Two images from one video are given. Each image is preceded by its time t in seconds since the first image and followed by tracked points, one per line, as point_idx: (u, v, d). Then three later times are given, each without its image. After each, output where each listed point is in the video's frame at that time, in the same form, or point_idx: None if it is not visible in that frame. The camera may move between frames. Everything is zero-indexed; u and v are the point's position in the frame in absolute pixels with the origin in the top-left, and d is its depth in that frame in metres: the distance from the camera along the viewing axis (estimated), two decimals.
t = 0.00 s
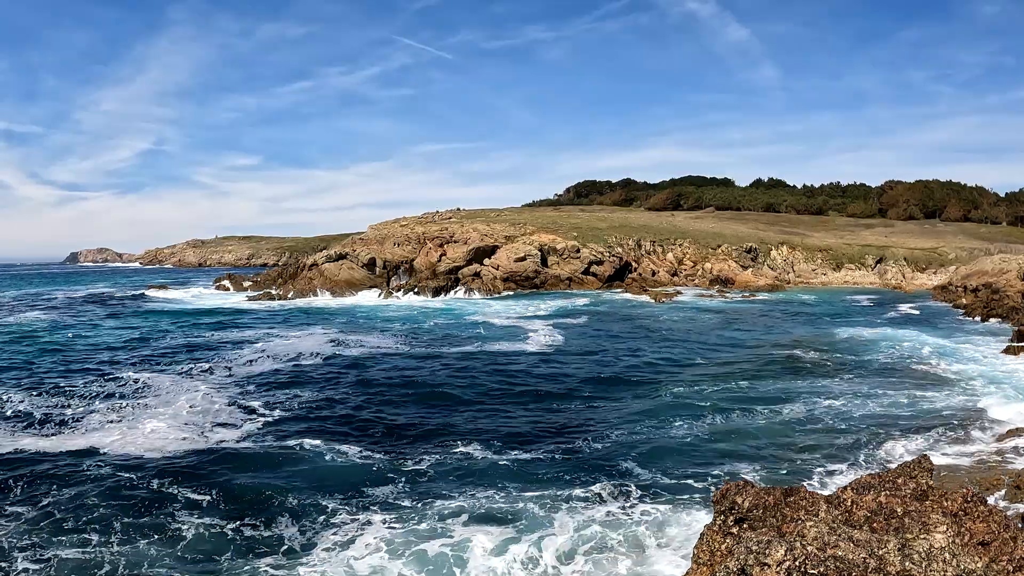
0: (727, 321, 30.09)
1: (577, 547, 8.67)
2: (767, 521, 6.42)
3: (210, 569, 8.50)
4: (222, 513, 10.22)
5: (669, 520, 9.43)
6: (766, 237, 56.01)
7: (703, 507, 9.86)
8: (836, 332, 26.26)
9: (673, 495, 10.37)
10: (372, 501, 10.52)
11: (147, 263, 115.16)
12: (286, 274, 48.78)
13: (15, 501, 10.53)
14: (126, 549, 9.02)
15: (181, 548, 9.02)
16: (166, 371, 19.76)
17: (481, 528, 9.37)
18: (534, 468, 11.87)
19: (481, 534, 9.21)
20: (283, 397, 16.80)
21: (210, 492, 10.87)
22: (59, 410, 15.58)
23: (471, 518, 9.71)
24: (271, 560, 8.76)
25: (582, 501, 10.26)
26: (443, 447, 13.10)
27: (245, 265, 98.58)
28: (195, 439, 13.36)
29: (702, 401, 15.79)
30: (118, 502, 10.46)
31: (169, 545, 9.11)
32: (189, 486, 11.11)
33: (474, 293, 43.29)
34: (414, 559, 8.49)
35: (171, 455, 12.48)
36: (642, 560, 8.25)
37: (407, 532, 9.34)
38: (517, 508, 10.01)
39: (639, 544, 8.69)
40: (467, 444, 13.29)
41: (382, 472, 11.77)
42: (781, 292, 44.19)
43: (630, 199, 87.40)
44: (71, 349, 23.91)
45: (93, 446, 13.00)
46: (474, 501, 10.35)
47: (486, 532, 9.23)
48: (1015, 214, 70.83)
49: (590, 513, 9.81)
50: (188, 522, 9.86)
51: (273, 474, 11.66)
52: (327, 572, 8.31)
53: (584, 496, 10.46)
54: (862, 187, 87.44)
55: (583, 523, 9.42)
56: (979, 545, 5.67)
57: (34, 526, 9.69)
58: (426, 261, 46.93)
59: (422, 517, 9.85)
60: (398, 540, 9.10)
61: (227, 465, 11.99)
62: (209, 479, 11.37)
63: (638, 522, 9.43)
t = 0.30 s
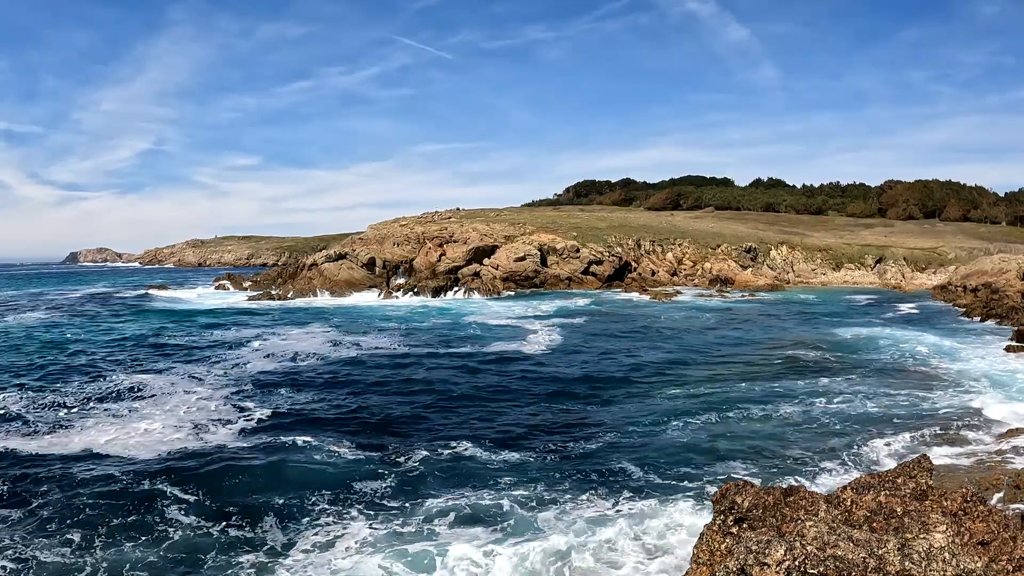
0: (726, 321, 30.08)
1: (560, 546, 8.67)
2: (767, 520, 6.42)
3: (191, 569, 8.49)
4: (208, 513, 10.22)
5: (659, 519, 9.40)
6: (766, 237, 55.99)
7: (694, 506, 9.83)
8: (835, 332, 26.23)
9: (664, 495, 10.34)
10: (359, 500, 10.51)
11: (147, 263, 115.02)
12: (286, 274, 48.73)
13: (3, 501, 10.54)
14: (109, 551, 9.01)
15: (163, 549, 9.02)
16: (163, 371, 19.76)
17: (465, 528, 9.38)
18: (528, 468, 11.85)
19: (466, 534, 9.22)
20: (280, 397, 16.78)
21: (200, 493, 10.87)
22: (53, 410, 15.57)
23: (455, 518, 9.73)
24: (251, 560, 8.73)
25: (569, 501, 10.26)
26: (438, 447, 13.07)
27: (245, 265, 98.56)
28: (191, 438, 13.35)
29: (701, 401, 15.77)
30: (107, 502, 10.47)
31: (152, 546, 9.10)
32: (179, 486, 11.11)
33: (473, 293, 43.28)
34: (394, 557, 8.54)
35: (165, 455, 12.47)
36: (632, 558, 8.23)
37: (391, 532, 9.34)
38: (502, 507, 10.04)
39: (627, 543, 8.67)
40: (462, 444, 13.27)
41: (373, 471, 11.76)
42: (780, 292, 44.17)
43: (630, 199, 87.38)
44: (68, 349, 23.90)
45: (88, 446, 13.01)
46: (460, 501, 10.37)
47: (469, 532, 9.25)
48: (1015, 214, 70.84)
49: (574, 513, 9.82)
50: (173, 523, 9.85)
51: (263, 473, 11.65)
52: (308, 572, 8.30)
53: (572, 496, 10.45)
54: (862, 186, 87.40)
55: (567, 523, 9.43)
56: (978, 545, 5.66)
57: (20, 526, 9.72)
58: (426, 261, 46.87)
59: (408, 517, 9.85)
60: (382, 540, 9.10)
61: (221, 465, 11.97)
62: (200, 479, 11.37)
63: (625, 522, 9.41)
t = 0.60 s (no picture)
0: (725, 321, 30.08)
1: (545, 546, 8.69)
2: (767, 520, 6.41)
3: (175, 568, 8.47)
4: (196, 512, 10.20)
5: (649, 520, 9.38)
6: (766, 237, 55.95)
7: (687, 507, 9.80)
8: (834, 332, 26.21)
9: (655, 496, 10.31)
10: (345, 499, 10.51)
11: (146, 263, 114.88)
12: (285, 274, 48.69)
13: None
14: (95, 550, 8.99)
15: (147, 548, 9.00)
16: (160, 371, 19.74)
17: (450, 528, 9.40)
18: (520, 467, 11.83)
19: (452, 534, 9.22)
20: (277, 397, 16.74)
21: (191, 492, 10.86)
22: (49, 410, 15.56)
23: (440, 517, 9.78)
24: (236, 558, 8.73)
25: (557, 502, 10.26)
26: (433, 447, 13.01)
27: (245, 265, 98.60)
28: (186, 439, 13.32)
29: (699, 402, 15.73)
30: (96, 503, 10.44)
31: (137, 545, 9.07)
32: (171, 486, 11.09)
33: (473, 293, 43.28)
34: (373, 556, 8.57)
35: (158, 455, 12.42)
36: (623, 560, 8.21)
37: (375, 531, 9.34)
38: (489, 507, 10.08)
39: (619, 545, 8.62)
40: (456, 443, 13.24)
41: (364, 471, 11.74)
42: (780, 292, 44.15)
43: (630, 199, 87.33)
44: (66, 349, 23.86)
45: (82, 446, 12.99)
46: (445, 500, 10.40)
47: (453, 532, 9.27)
48: (1015, 214, 70.86)
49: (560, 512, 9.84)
50: (161, 522, 9.83)
51: (255, 473, 11.63)
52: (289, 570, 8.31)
53: (561, 496, 10.46)
54: (862, 186, 87.39)
55: (552, 522, 9.47)
56: (978, 545, 5.65)
57: (8, 527, 9.69)
58: (426, 261, 46.82)
59: (393, 515, 9.88)
60: (365, 539, 9.11)
61: (214, 465, 11.92)
62: (191, 479, 11.35)
63: (613, 523, 9.40)
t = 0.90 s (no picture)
0: (724, 321, 30.05)
1: (526, 547, 8.69)
2: (767, 520, 6.40)
3: (156, 566, 8.49)
4: (184, 510, 10.20)
5: (636, 521, 9.40)
6: (766, 237, 55.94)
7: (678, 508, 9.80)
8: (833, 332, 26.20)
9: (646, 496, 10.33)
10: (333, 496, 10.55)
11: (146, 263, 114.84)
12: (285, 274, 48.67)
13: None
14: (81, 549, 8.96)
15: (131, 545, 9.03)
16: (158, 370, 19.73)
17: (434, 526, 9.45)
18: (512, 467, 11.86)
19: (436, 532, 9.26)
20: (274, 397, 16.73)
21: (181, 491, 10.85)
22: (45, 410, 15.52)
23: (423, 516, 9.80)
24: (216, 556, 8.76)
25: (545, 501, 10.29)
26: (429, 447, 13.01)
27: (245, 265, 98.54)
28: (182, 439, 13.30)
29: (697, 402, 15.73)
30: (86, 503, 10.43)
31: (122, 543, 9.09)
32: (161, 485, 11.08)
33: (473, 293, 43.29)
34: (348, 555, 8.60)
35: (153, 455, 12.39)
36: (610, 560, 8.23)
37: (358, 529, 9.38)
38: (478, 505, 10.13)
39: (605, 545, 8.65)
40: (450, 443, 13.27)
41: (355, 470, 11.74)
42: (780, 292, 44.13)
43: (630, 199, 87.29)
44: (65, 349, 23.82)
45: (78, 445, 12.98)
46: (433, 498, 10.44)
47: (435, 531, 9.28)
48: (1014, 214, 70.87)
49: (546, 513, 9.85)
50: (148, 520, 9.84)
51: (246, 473, 11.61)
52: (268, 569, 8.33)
53: (550, 496, 10.48)
54: (861, 186, 87.41)
55: (534, 524, 9.45)
56: (978, 545, 5.64)
57: None
58: (425, 261, 46.80)
59: (379, 512, 9.93)
60: (345, 537, 9.13)
61: (206, 465, 11.92)
62: (181, 479, 11.32)
63: (601, 524, 9.41)
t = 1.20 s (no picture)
0: (724, 321, 30.05)
1: (508, 546, 8.74)
2: (766, 520, 6.40)
3: (138, 564, 8.52)
4: (173, 509, 10.21)
5: (624, 522, 9.42)
6: (766, 237, 55.92)
7: (669, 510, 9.82)
8: (832, 332, 26.17)
9: (636, 497, 10.35)
10: (321, 494, 10.61)
11: (146, 263, 114.71)
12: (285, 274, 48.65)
13: None
14: (68, 548, 8.96)
15: (116, 543, 9.06)
16: (157, 370, 19.73)
17: (419, 524, 9.51)
18: (506, 467, 11.89)
19: (423, 531, 9.30)
20: (272, 397, 16.74)
21: (171, 491, 10.84)
22: (42, 410, 15.52)
23: (407, 514, 9.86)
24: (198, 553, 8.80)
25: (533, 501, 10.33)
26: (425, 447, 13.02)
27: (245, 265, 98.51)
28: (179, 439, 13.31)
29: (696, 403, 15.72)
30: (75, 502, 10.42)
31: (107, 541, 9.12)
32: (151, 485, 11.08)
33: (473, 293, 43.29)
34: (326, 551, 8.68)
35: (147, 455, 12.39)
36: (598, 560, 8.23)
37: (342, 524, 9.46)
38: (468, 504, 10.21)
39: (591, 545, 8.67)
40: (445, 443, 13.29)
41: (345, 469, 11.75)
42: (780, 292, 44.12)
43: (629, 199, 87.25)
44: (63, 349, 23.80)
45: (74, 444, 13.00)
46: (420, 497, 10.50)
47: (418, 529, 9.35)
48: (1014, 214, 70.88)
49: (531, 512, 9.89)
50: (136, 519, 9.85)
51: (237, 472, 11.60)
52: (249, 566, 8.38)
53: (539, 496, 10.52)
54: (861, 186, 87.41)
55: (518, 523, 9.50)
56: (978, 544, 5.63)
57: None
58: (425, 261, 46.75)
59: (365, 509, 10.00)
60: (327, 533, 9.20)
61: (198, 465, 11.92)
62: (171, 479, 11.31)
63: (589, 523, 9.43)
